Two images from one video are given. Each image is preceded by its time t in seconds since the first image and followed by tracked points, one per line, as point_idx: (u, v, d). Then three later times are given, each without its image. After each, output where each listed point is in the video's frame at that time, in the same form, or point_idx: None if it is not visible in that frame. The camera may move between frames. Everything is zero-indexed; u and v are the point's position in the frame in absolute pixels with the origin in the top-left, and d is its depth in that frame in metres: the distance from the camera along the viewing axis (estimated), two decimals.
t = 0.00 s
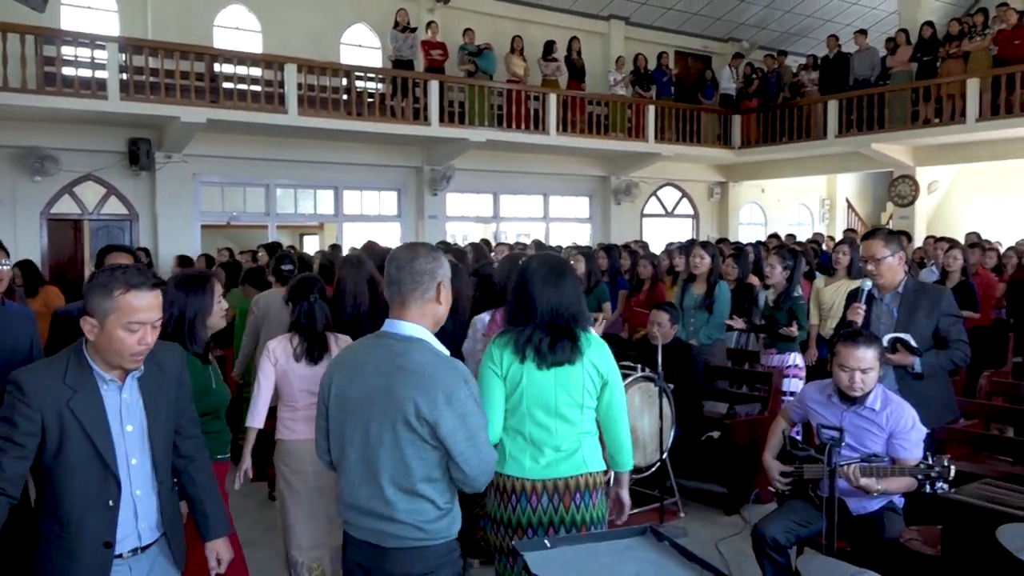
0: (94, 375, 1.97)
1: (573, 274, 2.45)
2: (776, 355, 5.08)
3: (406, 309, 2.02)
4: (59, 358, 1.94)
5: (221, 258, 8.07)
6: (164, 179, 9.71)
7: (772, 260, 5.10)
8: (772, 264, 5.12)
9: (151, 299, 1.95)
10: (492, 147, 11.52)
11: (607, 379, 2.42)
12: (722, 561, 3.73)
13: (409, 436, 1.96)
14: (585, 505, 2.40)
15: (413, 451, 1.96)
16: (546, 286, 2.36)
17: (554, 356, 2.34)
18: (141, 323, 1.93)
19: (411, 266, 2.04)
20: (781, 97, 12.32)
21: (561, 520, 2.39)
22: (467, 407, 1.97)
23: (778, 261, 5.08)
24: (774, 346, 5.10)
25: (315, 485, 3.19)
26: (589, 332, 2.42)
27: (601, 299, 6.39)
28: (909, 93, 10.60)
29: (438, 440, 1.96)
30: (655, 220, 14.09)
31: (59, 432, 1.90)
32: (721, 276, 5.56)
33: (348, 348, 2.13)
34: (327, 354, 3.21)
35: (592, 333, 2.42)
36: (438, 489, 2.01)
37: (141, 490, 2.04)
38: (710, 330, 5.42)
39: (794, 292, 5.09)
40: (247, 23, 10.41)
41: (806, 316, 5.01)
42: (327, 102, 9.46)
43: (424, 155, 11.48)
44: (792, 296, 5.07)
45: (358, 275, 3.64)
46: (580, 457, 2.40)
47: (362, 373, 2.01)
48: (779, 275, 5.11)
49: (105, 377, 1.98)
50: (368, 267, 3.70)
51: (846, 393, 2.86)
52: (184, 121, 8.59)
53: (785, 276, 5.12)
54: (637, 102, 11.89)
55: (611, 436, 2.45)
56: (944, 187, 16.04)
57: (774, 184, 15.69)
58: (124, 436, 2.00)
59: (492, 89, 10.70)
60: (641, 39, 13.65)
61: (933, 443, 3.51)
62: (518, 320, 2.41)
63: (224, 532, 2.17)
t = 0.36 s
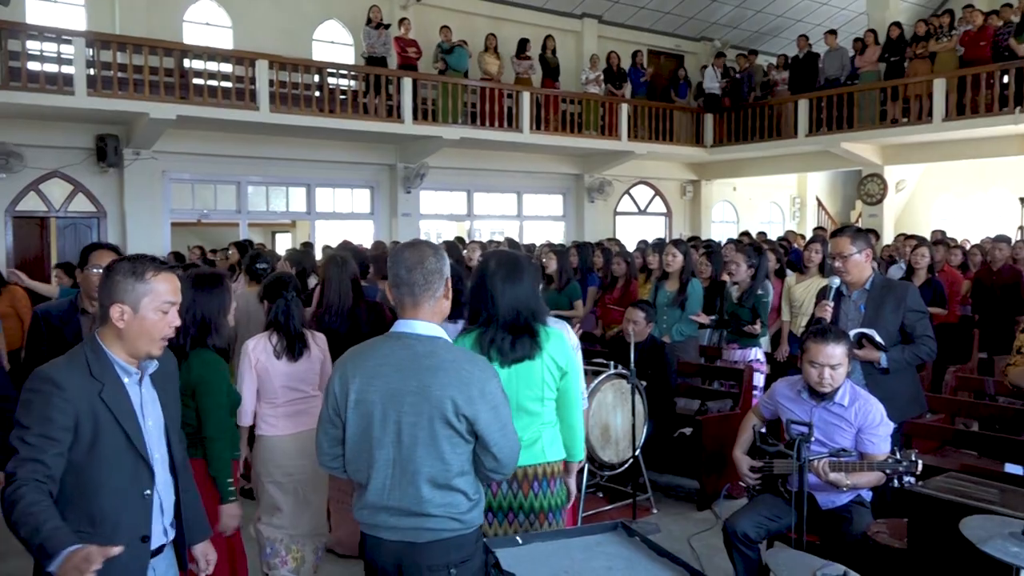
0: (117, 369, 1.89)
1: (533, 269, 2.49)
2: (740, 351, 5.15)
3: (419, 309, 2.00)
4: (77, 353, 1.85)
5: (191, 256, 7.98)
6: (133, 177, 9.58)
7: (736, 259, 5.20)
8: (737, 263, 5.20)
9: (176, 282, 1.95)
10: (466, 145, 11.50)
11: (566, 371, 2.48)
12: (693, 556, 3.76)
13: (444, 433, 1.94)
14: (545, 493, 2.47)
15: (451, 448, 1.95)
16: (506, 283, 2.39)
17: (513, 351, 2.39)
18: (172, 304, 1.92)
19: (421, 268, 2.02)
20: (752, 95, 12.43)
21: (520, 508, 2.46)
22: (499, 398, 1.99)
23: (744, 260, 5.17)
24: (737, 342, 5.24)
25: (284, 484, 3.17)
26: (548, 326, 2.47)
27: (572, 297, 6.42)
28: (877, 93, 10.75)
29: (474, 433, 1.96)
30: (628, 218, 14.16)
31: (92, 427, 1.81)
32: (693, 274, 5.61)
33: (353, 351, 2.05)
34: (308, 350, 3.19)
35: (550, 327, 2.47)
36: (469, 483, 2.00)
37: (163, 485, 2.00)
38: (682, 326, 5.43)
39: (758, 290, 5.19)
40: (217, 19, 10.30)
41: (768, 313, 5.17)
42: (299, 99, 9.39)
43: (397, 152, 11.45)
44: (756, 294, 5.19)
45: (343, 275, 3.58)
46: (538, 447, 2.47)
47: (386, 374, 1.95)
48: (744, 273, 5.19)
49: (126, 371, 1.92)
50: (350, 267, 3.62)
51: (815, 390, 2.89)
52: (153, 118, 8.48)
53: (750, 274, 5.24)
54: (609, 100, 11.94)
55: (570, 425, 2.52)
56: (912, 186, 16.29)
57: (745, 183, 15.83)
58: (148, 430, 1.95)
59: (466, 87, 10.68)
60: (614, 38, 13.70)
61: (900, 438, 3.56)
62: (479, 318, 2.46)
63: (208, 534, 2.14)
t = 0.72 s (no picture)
0: (146, 363, 1.89)
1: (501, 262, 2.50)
2: (709, 346, 5.30)
3: (410, 300, 2.05)
4: (116, 350, 1.83)
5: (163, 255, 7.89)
6: (103, 174, 9.45)
7: (706, 255, 5.20)
8: (707, 259, 5.21)
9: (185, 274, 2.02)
10: (441, 142, 11.47)
11: (535, 360, 2.50)
12: (669, 551, 3.78)
13: (441, 419, 2.00)
14: (521, 479, 2.47)
15: (447, 430, 2.02)
16: (476, 277, 2.40)
17: (483, 344, 2.39)
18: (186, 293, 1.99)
19: (411, 259, 2.07)
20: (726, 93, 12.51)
21: (498, 493, 2.44)
22: (489, 381, 2.08)
23: (713, 256, 5.18)
24: (708, 338, 5.29)
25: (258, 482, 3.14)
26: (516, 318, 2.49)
27: (542, 292, 6.40)
28: (848, 90, 10.87)
29: (467, 416, 2.05)
30: (604, 215, 14.21)
31: (133, 424, 1.79)
32: (668, 270, 5.62)
33: (347, 342, 2.08)
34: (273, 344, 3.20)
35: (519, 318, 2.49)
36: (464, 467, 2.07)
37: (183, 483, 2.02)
38: (655, 321, 5.48)
39: (728, 286, 5.19)
40: (188, 14, 10.18)
41: (739, 309, 5.17)
42: (272, 95, 9.31)
43: (371, 149, 11.39)
44: (726, 290, 5.18)
45: (309, 269, 3.58)
46: (513, 434, 2.46)
47: (383, 363, 2.00)
48: (713, 270, 5.21)
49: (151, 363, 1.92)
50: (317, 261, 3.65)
51: (788, 382, 2.92)
52: (123, 114, 8.36)
53: (719, 270, 5.24)
54: (584, 97, 11.96)
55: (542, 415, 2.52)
56: (882, 183, 16.50)
57: (719, 180, 15.94)
58: (176, 426, 1.95)
59: (441, 83, 10.65)
60: (589, 35, 13.73)
61: (871, 432, 3.60)
62: (450, 312, 2.46)
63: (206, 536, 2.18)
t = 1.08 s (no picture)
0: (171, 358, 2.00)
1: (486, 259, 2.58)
2: (682, 340, 5.33)
3: (380, 297, 2.11)
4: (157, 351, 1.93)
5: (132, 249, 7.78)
6: (71, 167, 9.29)
7: (678, 251, 5.27)
8: (679, 254, 5.28)
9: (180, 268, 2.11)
10: (415, 137, 11.43)
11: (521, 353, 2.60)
12: (643, 544, 3.80)
13: (409, 411, 2.08)
14: (512, 464, 2.61)
15: (414, 424, 2.09)
16: (466, 271, 2.48)
17: (477, 335, 2.48)
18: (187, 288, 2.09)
19: (379, 259, 2.13)
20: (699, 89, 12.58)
21: (492, 479, 2.57)
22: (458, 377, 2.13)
23: (685, 251, 5.25)
24: (681, 333, 5.33)
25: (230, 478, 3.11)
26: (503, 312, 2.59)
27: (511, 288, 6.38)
28: (819, 87, 10.97)
29: (435, 411, 2.10)
30: (578, 210, 14.24)
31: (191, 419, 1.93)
32: (640, 265, 5.66)
33: (321, 338, 2.18)
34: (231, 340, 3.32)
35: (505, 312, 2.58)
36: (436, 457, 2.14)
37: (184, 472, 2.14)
38: (627, 316, 5.51)
39: (700, 280, 5.23)
40: (158, 5, 10.04)
41: (712, 304, 5.20)
42: (244, 88, 9.20)
43: (345, 144, 11.33)
44: (698, 284, 5.22)
45: (270, 265, 3.54)
46: (502, 424, 2.58)
47: (352, 358, 2.08)
48: (685, 265, 5.27)
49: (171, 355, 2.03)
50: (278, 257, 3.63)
51: (760, 376, 2.95)
52: (91, 106, 8.22)
53: (691, 265, 5.29)
54: (558, 92, 11.97)
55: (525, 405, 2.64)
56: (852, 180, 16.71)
57: (692, 175, 16.04)
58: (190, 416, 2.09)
59: (414, 77, 10.59)
60: (563, 30, 13.73)
61: (841, 426, 3.65)
62: (442, 305, 2.53)
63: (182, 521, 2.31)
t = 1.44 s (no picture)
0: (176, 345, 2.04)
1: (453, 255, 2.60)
2: (655, 337, 5.31)
3: (384, 288, 2.15)
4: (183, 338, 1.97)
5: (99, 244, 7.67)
6: (35, 160, 9.13)
7: (651, 246, 5.30)
8: (652, 249, 5.30)
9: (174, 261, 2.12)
10: (387, 132, 11.37)
11: (490, 345, 2.63)
12: (615, 538, 3.83)
13: (412, 395, 2.11)
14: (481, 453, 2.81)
15: (414, 408, 2.12)
16: (437, 267, 2.50)
17: (451, 328, 2.50)
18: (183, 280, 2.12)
19: (385, 251, 2.16)
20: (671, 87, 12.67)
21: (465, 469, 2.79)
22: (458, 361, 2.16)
23: (658, 246, 5.28)
24: (654, 329, 5.33)
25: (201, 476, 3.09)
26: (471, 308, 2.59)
27: (483, 282, 6.38)
28: (789, 85, 11.09)
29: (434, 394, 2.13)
30: (551, 206, 14.26)
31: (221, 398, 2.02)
32: (610, 261, 5.67)
33: (325, 323, 2.21)
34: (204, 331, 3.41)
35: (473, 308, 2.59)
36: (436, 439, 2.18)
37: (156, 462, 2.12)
38: (598, 312, 5.52)
39: (673, 275, 5.28)
40: None
41: (683, 299, 5.26)
42: (214, 82, 9.10)
43: (317, 139, 11.25)
44: (671, 280, 5.27)
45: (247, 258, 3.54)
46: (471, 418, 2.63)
47: (356, 342, 2.12)
48: (658, 260, 5.30)
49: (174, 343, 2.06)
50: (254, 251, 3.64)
51: (731, 371, 2.98)
52: (57, 98, 8.09)
53: (664, 261, 5.34)
54: (531, 88, 11.97)
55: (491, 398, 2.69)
56: (822, 177, 16.90)
57: (664, 172, 16.14)
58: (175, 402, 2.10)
59: (386, 72, 10.54)
60: (537, 26, 13.74)
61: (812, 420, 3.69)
62: (410, 302, 2.54)
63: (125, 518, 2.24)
